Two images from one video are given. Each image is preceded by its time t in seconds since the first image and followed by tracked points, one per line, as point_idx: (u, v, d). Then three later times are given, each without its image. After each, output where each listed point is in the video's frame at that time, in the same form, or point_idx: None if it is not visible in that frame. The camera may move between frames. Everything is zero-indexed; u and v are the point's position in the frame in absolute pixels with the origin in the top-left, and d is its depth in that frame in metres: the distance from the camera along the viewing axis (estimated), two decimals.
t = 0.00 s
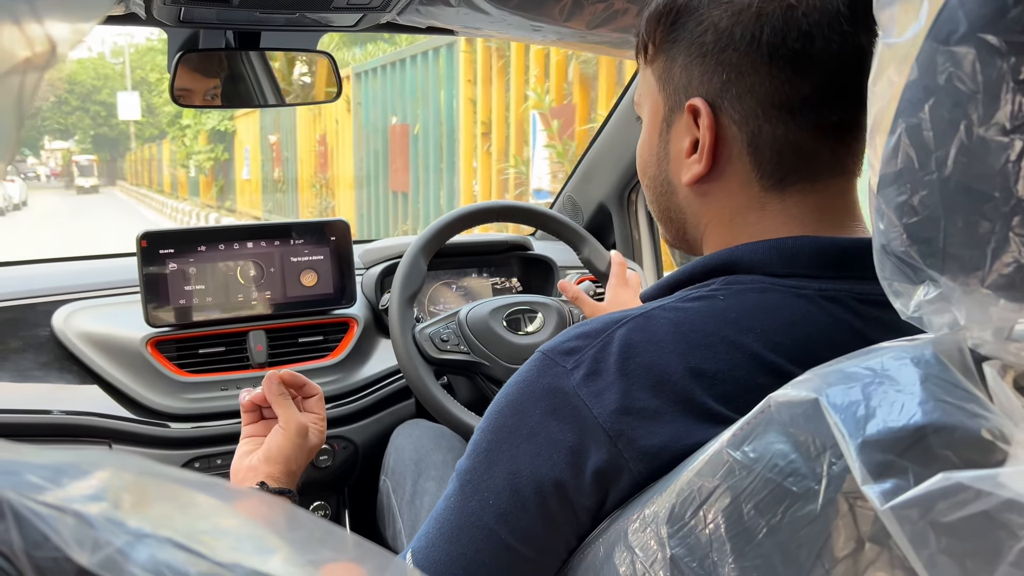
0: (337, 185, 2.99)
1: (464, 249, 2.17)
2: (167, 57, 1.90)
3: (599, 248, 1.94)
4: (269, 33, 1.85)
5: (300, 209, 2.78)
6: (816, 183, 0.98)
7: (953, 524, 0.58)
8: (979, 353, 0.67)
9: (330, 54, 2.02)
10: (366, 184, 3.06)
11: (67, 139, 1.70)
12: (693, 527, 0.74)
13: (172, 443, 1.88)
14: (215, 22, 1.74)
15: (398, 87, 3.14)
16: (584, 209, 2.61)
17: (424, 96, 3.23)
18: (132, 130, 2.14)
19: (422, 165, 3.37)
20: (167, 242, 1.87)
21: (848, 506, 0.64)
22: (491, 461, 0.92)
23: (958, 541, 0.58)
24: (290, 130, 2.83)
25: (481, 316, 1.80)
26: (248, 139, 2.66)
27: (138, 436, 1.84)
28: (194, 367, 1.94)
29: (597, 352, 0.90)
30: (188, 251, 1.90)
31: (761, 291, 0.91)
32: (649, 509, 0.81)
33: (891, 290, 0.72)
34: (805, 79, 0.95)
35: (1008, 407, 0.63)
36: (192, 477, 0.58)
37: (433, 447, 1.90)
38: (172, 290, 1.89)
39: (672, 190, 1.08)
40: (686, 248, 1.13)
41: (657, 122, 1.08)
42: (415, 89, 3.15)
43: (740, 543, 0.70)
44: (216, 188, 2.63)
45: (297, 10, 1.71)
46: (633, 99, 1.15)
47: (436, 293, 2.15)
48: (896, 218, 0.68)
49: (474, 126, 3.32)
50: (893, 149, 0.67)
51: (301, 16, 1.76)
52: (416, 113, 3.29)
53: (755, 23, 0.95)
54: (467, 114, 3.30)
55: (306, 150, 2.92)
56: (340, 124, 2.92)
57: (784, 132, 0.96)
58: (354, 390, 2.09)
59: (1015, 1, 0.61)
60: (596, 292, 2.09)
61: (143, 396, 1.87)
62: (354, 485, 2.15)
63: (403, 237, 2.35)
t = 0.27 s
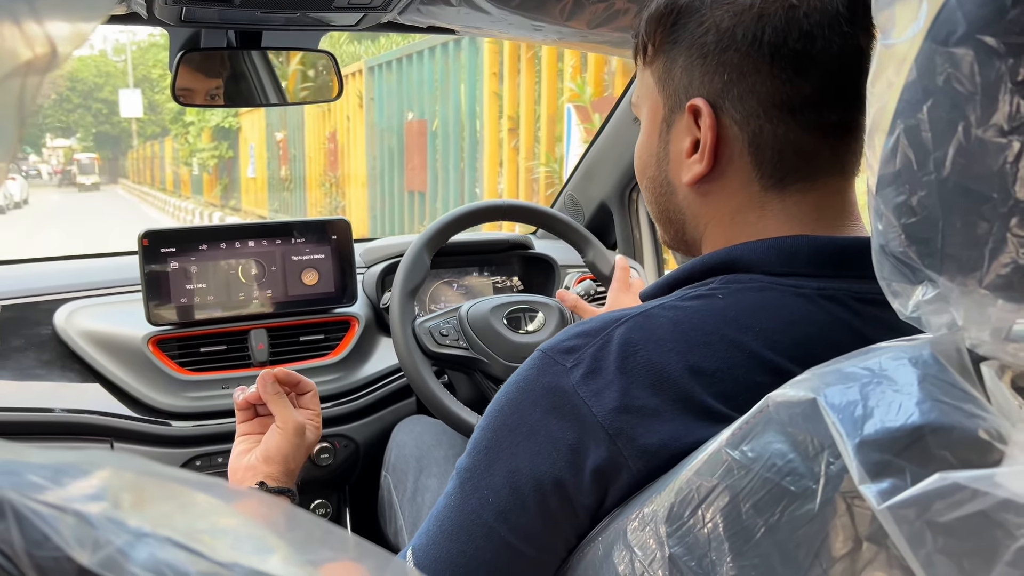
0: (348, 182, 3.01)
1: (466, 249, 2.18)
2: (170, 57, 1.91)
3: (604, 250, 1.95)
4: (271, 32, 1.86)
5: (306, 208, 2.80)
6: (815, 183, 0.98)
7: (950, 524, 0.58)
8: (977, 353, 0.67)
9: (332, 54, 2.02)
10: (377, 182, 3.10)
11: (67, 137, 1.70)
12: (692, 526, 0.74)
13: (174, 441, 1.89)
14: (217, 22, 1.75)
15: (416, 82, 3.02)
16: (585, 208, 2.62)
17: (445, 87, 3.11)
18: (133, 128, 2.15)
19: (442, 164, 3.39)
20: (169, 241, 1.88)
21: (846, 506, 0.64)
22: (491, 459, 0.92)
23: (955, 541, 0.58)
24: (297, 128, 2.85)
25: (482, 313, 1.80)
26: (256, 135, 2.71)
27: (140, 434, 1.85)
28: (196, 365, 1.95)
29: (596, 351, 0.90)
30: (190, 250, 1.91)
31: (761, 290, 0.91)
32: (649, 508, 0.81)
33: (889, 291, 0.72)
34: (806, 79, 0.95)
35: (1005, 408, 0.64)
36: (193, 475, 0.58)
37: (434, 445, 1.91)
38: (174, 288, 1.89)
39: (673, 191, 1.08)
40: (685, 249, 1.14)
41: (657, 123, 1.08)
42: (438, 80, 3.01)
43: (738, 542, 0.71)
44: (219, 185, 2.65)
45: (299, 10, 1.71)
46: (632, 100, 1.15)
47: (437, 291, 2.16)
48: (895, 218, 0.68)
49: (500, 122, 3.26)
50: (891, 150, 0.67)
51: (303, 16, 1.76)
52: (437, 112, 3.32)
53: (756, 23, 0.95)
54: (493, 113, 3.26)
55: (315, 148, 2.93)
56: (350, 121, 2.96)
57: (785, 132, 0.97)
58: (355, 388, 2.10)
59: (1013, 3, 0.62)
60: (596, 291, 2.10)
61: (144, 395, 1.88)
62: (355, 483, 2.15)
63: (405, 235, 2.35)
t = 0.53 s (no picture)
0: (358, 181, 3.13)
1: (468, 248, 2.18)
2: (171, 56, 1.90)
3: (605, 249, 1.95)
4: (273, 31, 1.86)
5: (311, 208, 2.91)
6: (820, 183, 0.98)
7: (955, 525, 0.58)
8: (982, 353, 0.67)
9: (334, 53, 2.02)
10: (393, 179, 3.17)
11: (72, 134, 1.75)
12: (695, 526, 0.74)
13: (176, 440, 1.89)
14: (219, 20, 1.74)
15: (431, 79, 2.90)
16: (587, 207, 2.62)
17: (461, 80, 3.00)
18: (135, 126, 2.23)
19: (463, 161, 3.27)
20: (170, 239, 1.88)
21: (850, 506, 0.64)
22: (494, 459, 0.92)
23: (960, 542, 0.58)
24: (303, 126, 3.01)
25: (484, 312, 1.80)
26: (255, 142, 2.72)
27: (142, 433, 1.84)
28: (198, 364, 1.95)
29: (600, 351, 0.90)
30: (192, 248, 1.91)
31: (765, 289, 0.91)
32: (651, 508, 0.81)
33: (894, 290, 0.72)
34: (811, 80, 0.95)
35: (1010, 408, 0.63)
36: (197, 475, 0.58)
37: (436, 444, 1.90)
38: (176, 287, 1.89)
39: (676, 191, 1.08)
40: (688, 249, 1.13)
41: (660, 123, 1.08)
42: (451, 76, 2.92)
43: (742, 542, 0.70)
44: (222, 184, 2.75)
45: (301, 8, 1.71)
46: (634, 100, 1.15)
47: (439, 290, 2.17)
48: (900, 218, 0.68)
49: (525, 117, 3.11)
50: (896, 149, 0.67)
51: (306, 14, 1.76)
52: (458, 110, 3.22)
53: (761, 24, 0.94)
54: (522, 107, 3.07)
55: (324, 146, 3.04)
56: (362, 118, 3.02)
57: (789, 133, 0.96)
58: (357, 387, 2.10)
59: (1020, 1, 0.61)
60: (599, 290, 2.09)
61: (146, 393, 1.88)
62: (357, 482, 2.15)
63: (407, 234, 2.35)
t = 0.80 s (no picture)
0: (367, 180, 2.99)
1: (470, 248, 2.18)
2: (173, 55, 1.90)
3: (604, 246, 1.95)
4: (275, 32, 1.86)
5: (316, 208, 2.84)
6: (819, 183, 0.98)
7: (953, 525, 0.58)
8: (982, 353, 0.67)
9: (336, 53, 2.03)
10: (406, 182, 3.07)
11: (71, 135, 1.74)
12: (694, 526, 0.74)
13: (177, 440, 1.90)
14: (220, 21, 1.75)
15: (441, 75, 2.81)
16: (588, 206, 2.62)
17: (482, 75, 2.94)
18: (135, 127, 2.32)
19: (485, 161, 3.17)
20: (173, 239, 1.88)
21: (849, 506, 0.64)
22: (494, 457, 0.92)
23: (959, 542, 0.58)
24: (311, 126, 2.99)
25: (485, 312, 1.80)
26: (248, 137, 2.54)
27: (143, 432, 1.85)
28: (200, 364, 1.95)
29: (600, 349, 0.90)
30: (193, 248, 1.91)
31: (766, 288, 0.91)
32: (650, 507, 0.81)
33: (894, 290, 0.72)
34: (812, 80, 0.95)
35: (1009, 407, 0.64)
36: (202, 476, 0.58)
37: (437, 444, 1.90)
38: (177, 287, 1.89)
39: (677, 189, 1.08)
40: (688, 248, 1.14)
41: (663, 120, 1.08)
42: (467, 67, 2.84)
43: (741, 542, 0.70)
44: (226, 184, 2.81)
45: (303, 9, 1.72)
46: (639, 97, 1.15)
47: (440, 290, 2.16)
48: (900, 217, 0.68)
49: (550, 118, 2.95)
50: (896, 150, 0.67)
51: (308, 15, 1.76)
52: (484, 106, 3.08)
53: (762, 24, 0.95)
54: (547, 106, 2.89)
55: (334, 145, 2.95)
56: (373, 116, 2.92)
57: (789, 133, 0.96)
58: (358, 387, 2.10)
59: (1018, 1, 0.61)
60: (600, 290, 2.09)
61: (148, 393, 1.88)
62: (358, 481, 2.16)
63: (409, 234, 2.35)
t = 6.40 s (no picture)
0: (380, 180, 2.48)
1: (482, 254, 2.23)
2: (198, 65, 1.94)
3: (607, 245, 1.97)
4: (300, 43, 1.91)
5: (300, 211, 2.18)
6: (822, 194, 1.02)
7: (939, 533, 0.62)
8: (974, 371, 0.70)
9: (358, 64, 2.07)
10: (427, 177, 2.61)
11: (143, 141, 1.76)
12: (696, 531, 0.78)
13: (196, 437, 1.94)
14: (246, 32, 1.79)
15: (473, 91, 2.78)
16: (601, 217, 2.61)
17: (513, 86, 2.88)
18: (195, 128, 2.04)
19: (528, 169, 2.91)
20: (198, 242, 1.93)
21: (843, 514, 0.68)
22: (507, 452, 0.97)
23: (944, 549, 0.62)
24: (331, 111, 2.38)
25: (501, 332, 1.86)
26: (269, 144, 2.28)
27: (166, 429, 1.90)
28: (220, 363, 1.99)
29: (611, 353, 0.94)
30: (215, 251, 1.95)
31: (773, 299, 0.94)
32: (655, 510, 0.85)
33: (891, 308, 0.74)
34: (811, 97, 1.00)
35: (996, 424, 0.67)
36: (239, 469, 0.63)
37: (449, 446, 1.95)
38: (199, 289, 1.94)
39: (700, 205, 1.16)
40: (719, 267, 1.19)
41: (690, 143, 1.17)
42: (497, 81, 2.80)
43: (740, 546, 0.74)
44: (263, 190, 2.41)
45: (328, 23, 1.76)
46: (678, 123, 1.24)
47: (453, 297, 2.18)
48: (897, 241, 0.71)
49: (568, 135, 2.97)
50: (894, 176, 0.70)
51: (334, 29, 1.81)
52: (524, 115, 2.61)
53: (765, 48, 1.03)
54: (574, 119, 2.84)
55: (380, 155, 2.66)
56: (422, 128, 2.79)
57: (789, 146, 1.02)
58: (373, 389, 2.15)
59: (1012, 39, 0.64)
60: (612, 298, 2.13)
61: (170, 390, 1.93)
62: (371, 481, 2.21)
63: (425, 240, 2.40)
